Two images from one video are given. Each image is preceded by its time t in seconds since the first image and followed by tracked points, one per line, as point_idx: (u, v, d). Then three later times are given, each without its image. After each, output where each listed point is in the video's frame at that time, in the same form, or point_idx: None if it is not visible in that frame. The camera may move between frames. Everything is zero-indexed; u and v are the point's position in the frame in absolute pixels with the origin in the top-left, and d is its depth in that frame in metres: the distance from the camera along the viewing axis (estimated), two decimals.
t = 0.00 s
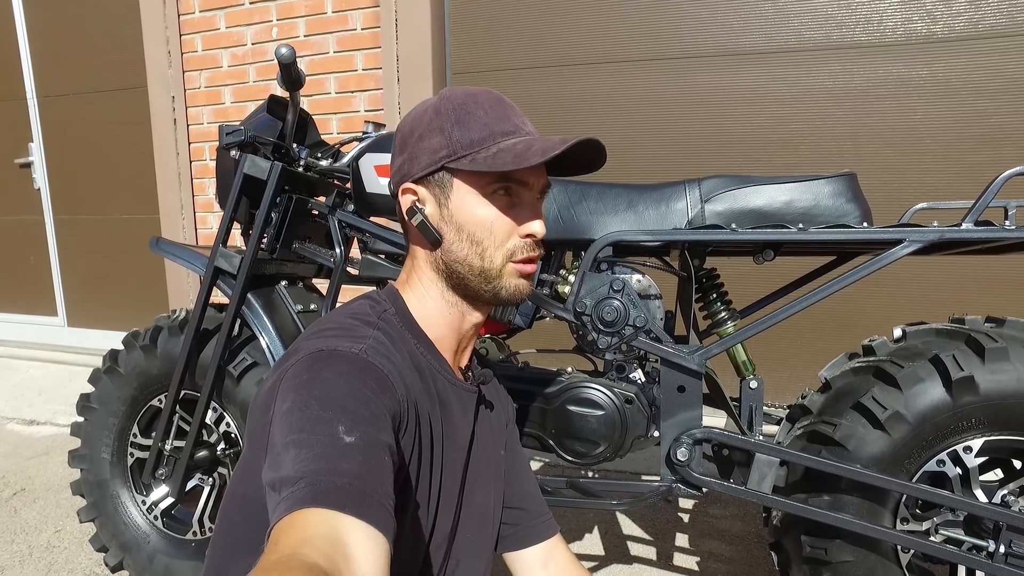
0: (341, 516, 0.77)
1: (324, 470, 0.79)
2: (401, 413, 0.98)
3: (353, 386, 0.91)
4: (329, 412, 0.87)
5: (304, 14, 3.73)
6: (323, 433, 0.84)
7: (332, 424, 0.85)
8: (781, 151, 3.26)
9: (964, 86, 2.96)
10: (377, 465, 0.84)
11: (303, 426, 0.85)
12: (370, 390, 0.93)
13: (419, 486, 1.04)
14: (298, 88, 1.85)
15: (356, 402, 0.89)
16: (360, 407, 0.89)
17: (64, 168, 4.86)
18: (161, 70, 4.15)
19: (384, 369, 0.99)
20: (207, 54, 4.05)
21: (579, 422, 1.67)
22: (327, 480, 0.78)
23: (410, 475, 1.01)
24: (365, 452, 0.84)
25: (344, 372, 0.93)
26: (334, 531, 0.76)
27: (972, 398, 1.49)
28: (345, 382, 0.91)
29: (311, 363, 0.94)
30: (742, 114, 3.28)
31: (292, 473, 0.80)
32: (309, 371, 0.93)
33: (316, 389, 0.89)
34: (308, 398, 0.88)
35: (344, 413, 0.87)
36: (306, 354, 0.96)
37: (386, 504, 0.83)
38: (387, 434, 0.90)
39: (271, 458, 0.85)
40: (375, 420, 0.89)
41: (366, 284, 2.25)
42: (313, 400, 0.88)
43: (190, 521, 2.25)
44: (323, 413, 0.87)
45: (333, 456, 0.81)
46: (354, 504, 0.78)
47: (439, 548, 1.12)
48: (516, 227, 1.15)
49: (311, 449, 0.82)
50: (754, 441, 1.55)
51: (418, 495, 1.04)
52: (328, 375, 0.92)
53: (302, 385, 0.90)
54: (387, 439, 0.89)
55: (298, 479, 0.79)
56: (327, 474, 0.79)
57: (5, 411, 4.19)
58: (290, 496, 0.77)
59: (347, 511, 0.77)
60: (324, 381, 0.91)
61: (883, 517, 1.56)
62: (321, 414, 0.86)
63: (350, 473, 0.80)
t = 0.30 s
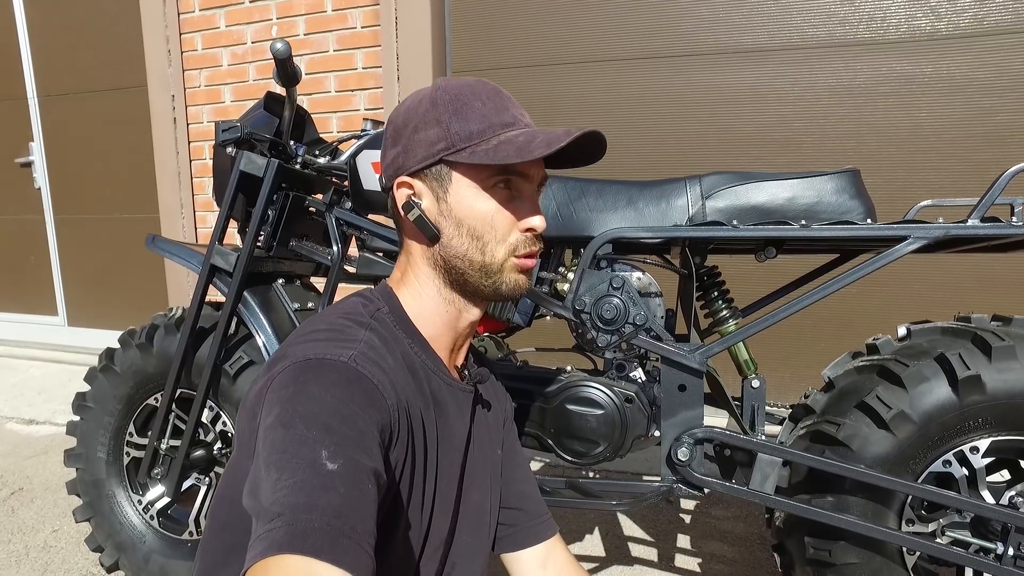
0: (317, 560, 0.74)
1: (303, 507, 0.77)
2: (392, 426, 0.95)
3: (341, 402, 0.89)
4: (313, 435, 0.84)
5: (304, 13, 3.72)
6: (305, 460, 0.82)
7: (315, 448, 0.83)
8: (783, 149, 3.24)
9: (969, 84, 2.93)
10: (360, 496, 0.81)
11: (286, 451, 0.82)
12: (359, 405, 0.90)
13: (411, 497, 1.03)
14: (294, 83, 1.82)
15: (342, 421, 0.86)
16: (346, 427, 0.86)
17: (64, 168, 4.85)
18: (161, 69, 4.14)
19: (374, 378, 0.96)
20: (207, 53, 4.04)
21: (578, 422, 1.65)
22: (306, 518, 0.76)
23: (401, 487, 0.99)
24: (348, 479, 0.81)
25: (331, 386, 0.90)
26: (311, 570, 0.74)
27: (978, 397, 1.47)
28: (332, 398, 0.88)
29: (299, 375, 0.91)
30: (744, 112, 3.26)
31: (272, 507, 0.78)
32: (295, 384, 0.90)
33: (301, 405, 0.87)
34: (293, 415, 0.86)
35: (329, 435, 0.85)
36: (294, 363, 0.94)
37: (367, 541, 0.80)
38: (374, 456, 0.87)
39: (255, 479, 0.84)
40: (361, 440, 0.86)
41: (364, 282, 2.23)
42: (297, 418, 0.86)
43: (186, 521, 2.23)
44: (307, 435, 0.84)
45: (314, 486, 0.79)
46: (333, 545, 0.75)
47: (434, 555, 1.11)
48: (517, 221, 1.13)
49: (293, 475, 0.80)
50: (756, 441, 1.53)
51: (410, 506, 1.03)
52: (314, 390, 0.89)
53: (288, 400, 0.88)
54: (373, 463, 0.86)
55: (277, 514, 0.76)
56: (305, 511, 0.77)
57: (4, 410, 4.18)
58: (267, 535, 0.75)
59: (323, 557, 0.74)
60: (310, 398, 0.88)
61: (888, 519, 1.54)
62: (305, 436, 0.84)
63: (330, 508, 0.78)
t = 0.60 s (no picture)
0: None
1: (301, 531, 0.74)
2: (400, 411, 0.91)
3: (343, 394, 0.83)
4: (313, 438, 0.80)
5: None
6: (305, 469, 0.78)
7: (315, 455, 0.79)
8: (792, 133, 3.19)
9: (983, 64, 2.87)
10: (362, 506, 0.79)
11: (284, 458, 0.78)
12: (362, 394, 0.85)
13: (418, 477, 1.00)
14: (297, 49, 1.78)
15: (344, 420, 0.81)
16: (347, 427, 0.81)
17: (66, 156, 4.82)
18: (162, 56, 4.10)
19: (380, 358, 0.90)
20: (209, 39, 4.00)
21: (586, 392, 1.61)
22: (304, 547, 0.73)
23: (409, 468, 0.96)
24: (349, 489, 0.78)
25: (332, 374, 0.84)
26: None
27: (1003, 365, 1.42)
28: (333, 389, 0.83)
29: (298, 359, 0.85)
30: (752, 95, 3.20)
31: (271, 524, 0.75)
32: (295, 370, 0.84)
33: (299, 398, 0.82)
34: (290, 409, 0.81)
35: (329, 438, 0.80)
36: (293, 342, 0.87)
37: (370, 561, 0.78)
38: (378, 457, 0.83)
39: (254, 477, 0.80)
40: (364, 440, 0.82)
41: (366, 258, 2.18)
42: (295, 413, 0.81)
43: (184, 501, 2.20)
44: (307, 438, 0.80)
45: (314, 497, 0.76)
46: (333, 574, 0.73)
47: (445, 524, 1.10)
48: (530, 168, 1.08)
49: (292, 482, 0.77)
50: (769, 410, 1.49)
51: (417, 484, 1.01)
52: (314, 381, 0.83)
53: (287, 389, 0.83)
54: (378, 467, 0.82)
55: (276, 537, 0.74)
56: (304, 538, 0.74)
57: (4, 399, 4.15)
58: (264, 563, 0.72)
59: None
60: (310, 391, 0.82)
61: (908, 492, 1.49)
62: (303, 438, 0.80)
63: (330, 533, 0.75)
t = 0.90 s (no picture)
0: (318, 529, 0.69)
1: (302, 468, 0.70)
2: (401, 353, 0.87)
3: (344, 334, 0.79)
4: (314, 377, 0.76)
5: None
6: (305, 408, 0.74)
7: (315, 394, 0.75)
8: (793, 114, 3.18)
9: (982, 43, 2.88)
10: (365, 446, 0.75)
11: (284, 397, 0.75)
12: (364, 337, 0.80)
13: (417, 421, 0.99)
14: (300, 16, 1.80)
15: (345, 361, 0.77)
16: (348, 367, 0.77)
17: (70, 144, 4.84)
18: (166, 42, 4.12)
19: (382, 301, 0.85)
20: (212, 25, 4.02)
21: (586, 350, 1.65)
22: (304, 484, 0.70)
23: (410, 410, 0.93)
24: (351, 430, 0.75)
25: (334, 315, 0.80)
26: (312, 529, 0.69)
27: (997, 320, 1.43)
28: (334, 331, 0.78)
29: (299, 299, 0.81)
30: (753, 77, 3.19)
31: (271, 461, 0.71)
32: (296, 310, 0.80)
33: (299, 338, 0.78)
34: (290, 349, 0.77)
35: (330, 378, 0.76)
36: (293, 282, 0.83)
37: (369, 498, 0.74)
38: (379, 397, 0.79)
39: (253, 415, 0.77)
40: (365, 380, 0.78)
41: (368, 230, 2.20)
42: (296, 353, 0.77)
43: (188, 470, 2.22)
44: (307, 377, 0.76)
45: (315, 437, 0.72)
46: (333, 511, 0.70)
47: (445, 466, 1.09)
48: (522, 107, 1.08)
49: (293, 422, 0.73)
50: (768, 366, 1.50)
51: (416, 427, 0.99)
52: (315, 321, 0.79)
53: (287, 329, 0.79)
54: (378, 408, 0.78)
55: (276, 474, 0.70)
56: (304, 475, 0.70)
57: (9, 383, 4.13)
58: (264, 498, 0.69)
59: (324, 527, 0.69)
60: (311, 331, 0.78)
61: (903, 448, 1.51)
62: (304, 379, 0.76)
63: (330, 471, 0.71)
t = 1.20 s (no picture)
0: (316, 496, 0.70)
1: (302, 436, 0.72)
2: (401, 334, 0.88)
3: (346, 312, 0.80)
4: (316, 350, 0.77)
5: None
6: (306, 380, 0.75)
7: (316, 367, 0.76)
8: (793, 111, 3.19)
9: (981, 40, 2.89)
10: (364, 419, 0.76)
11: (286, 368, 0.76)
12: (366, 315, 0.82)
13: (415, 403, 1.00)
14: (304, 9, 1.82)
15: (347, 336, 0.79)
16: (350, 343, 0.78)
17: (74, 143, 4.85)
18: (170, 40, 4.15)
19: (384, 281, 0.87)
20: (216, 24, 4.05)
21: (586, 338, 1.67)
22: (303, 451, 0.71)
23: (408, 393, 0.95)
24: (350, 402, 0.76)
25: (337, 292, 0.81)
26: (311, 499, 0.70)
27: (993, 307, 1.45)
28: (337, 307, 0.80)
29: (304, 276, 0.82)
30: (753, 74, 3.20)
31: (271, 429, 0.72)
32: (300, 286, 0.81)
33: (303, 313, 0.79)
34: (294, 323, 0.79)
35: (332, 351, 0.78)
36: (299, 260, 0.84)
37: (366, 469, 0.76)
38: (379, 374, 0.80)
39: (256, 385, 0.78)
40: (365, 357, 0.79)
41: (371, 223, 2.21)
42: (299, 326, 0.78)
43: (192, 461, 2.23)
44: (309, 350, 0.77)
45: (315, 407, 0.74)
46: (331, 479, 0.71)
47: (443, 451, 1.10)
48: (502, 104, 1.06)
49: (294, 392, 0.74)
50: (767, 353, 1.52)
51: (415, 410, 1.01)
52: (318, 297, 0.80)
53: (291, 304, 0.80)
54: (378, 384, 0.80)
55: (276, 440, 0.71)
56: (304, 443, 0.71)
57: (13, 379, 4.11)
58: (264, 464, 0.70)
59: (322, 494, 0.70)
60: (314, 306, 0.80)
61: (902, 435, 1.51)
62: (306, 351, 0.77)
63: (329, 440, 0.72)
